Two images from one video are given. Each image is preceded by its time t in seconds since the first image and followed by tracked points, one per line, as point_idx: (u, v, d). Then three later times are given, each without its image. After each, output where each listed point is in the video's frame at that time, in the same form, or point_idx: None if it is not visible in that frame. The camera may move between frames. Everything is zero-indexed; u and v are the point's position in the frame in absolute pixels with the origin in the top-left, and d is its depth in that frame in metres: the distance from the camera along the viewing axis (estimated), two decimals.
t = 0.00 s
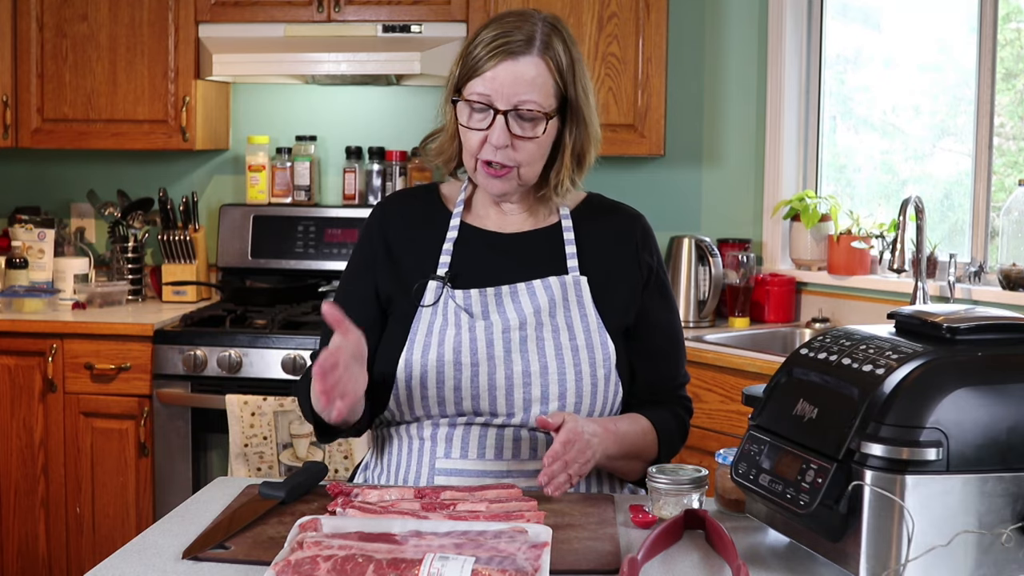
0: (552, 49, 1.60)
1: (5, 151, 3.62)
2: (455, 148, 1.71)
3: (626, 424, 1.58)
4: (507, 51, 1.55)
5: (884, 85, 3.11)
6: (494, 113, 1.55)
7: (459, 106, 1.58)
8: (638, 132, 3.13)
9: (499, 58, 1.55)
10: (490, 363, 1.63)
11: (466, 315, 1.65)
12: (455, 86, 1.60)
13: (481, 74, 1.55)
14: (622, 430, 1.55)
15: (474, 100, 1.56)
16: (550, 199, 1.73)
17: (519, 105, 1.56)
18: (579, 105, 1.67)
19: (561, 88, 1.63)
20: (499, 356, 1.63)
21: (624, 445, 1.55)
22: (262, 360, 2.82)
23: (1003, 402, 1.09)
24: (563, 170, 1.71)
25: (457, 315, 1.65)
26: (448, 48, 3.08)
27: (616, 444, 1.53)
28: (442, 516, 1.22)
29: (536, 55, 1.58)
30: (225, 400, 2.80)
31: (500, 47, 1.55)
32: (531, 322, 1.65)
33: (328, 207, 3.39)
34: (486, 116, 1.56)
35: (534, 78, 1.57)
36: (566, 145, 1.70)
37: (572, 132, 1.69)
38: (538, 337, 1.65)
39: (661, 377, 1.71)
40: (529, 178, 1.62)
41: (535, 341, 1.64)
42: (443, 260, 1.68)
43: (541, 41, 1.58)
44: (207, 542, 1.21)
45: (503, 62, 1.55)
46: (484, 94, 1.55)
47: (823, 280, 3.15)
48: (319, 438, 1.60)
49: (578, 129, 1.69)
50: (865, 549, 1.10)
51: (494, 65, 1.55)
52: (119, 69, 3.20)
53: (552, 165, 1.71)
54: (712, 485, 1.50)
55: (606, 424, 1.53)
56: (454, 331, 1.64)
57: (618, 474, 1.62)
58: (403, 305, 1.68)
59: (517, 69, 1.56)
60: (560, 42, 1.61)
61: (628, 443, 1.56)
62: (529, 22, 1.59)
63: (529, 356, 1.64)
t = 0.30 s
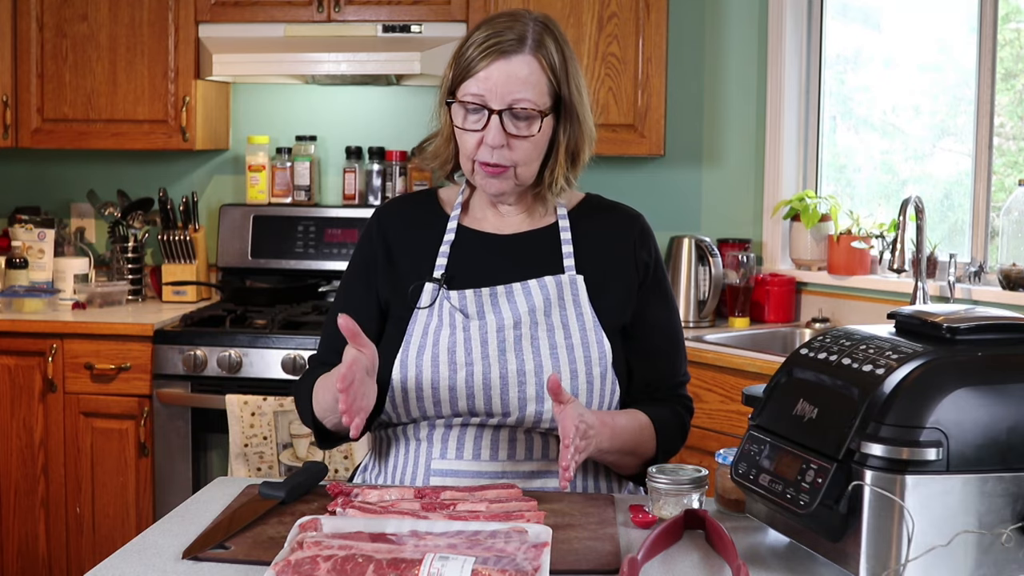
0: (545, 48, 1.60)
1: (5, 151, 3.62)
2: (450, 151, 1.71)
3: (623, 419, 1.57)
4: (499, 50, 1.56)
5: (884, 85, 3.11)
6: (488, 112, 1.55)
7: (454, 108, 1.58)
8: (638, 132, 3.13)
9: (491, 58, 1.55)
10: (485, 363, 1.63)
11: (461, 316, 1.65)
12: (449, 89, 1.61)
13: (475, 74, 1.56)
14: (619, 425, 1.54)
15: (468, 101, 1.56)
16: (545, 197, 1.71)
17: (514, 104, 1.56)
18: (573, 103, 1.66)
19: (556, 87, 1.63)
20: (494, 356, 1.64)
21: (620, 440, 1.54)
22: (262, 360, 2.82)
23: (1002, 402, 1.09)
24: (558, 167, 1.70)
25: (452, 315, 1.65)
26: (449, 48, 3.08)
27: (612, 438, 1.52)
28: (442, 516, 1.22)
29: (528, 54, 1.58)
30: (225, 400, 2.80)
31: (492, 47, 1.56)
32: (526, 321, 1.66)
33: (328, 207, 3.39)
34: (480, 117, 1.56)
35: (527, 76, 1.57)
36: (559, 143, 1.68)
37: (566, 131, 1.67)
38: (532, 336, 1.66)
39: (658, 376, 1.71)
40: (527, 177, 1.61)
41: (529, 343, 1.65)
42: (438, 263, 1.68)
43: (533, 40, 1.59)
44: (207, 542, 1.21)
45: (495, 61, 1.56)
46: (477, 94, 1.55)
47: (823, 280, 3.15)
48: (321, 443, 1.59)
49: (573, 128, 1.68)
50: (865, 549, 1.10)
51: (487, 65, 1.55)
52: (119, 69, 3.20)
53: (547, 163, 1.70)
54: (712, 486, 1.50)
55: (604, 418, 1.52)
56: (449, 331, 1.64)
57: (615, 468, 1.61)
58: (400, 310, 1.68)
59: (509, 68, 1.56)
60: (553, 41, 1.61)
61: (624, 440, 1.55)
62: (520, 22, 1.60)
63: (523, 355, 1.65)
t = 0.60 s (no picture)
0: (514, 31, 1.60)
1: (5, 151, 3.62)
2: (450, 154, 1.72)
3: (628, 415, 1.56)
4: (467, 41, 1.58)
5: (884, 85, 3.11)
6: (468, 102, 1.56)
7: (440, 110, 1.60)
8: (638, 132, 3.13)
9: (461, 50, 1.57)
10: (489, 364, 1.63)
11: (467, 316, 1.65)
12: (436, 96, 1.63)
13: (449, 71, 1.58)
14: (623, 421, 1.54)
15: (448, 96, 1.57)
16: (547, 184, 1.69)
17: (491, 87, 1.56)
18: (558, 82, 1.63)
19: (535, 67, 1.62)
20: (499, 357, 1.64)
21: (623, 435, 1.53)
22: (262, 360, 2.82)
23: (1002, 402, 1.09)
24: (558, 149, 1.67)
25: (457, 315, 1.65)
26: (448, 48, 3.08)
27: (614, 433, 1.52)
28: (442, 516, 1.22)
29: (496, 38, 1.59)
30: (225, 400, 2.80)
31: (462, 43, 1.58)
32: (533, 323, 1.65)
33: (328, 207, 3.39)
34: (463, 109, 1.56)
35: (500, 59, 1.57)
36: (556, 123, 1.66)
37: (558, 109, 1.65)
38: (538, 339, 1.65)
39: (661, 378, 1.71)
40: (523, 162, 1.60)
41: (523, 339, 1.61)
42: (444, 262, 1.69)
43: (501, 26, 1.59)
44: (207, 542, 1.21)
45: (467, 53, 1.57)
46: (455, 88, 1.56)
47: (823, 280, 3.15)
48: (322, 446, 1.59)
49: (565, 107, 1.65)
50: (865, 549, 1.10)
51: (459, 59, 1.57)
52: (119, 69, 3.20)
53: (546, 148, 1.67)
54: (712, 486, 1.50)
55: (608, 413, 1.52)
56: (454, 331, 1.65)
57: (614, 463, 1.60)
58: (404, 306, 1.70)
59: (478, 53, 1.57)
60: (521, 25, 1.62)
61: (625, 436, 1.54)
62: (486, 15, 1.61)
63: (529, 358, 1.64)
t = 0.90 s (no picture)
0: (510, 55, 1.58)
1: (5, 151, 3.62)
2: (433, 163, 1.73)
3: (620, 427, 1.58)
4: (463, 65, 1.55)
5: (884, 85, 3.11)
6: (463, 130, 1.55)
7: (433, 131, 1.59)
8: (638, 132, 3.13)
9: (457, 75, 1.55)
10: (482, 364, 1.63)
11: (459, 318, 1.65)
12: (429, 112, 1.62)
13: (444, 95, 1.56)
14: (614, 434, 1.55)
15: (441, 122, 1.56)
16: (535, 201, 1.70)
17: (486, 116, 1.55)
18: (549, 104, 1.62)
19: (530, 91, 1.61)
20: (492, 357, 1.64)
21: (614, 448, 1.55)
22: (262, 360, 2.82)
23: (1003, 402, 1.09)
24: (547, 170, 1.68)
25: (450, 317, 1.65)
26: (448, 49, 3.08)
27: (606, 445, 1.53)
28: (442, 516, 1.22)
29: (493, 64, 1.57)
30: (225, 400, 2.80)
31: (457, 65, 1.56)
32: (525, 324, 1.65)
33: (328, 207, 3.39)
34: (457, 135, 1.55)
35: (496, 86, 1.56)
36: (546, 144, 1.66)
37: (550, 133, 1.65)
38: (531, 339, 1.65)
39: (656, 382, 1.71)
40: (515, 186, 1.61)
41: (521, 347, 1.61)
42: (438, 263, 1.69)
43: (496, 50, 1.57)
44: (207, 542, 1.21)
45: (461, 78, 1.55)
46: (449, 114, 1.55)
47: (823, 280, 3.15)
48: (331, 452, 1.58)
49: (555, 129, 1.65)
50: (865, 549, 1.10)
51: (454, 83, 1.55)
52: (119, 69, 3.20)
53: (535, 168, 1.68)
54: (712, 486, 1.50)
55: (598, 426, 1.53)
56: (447, 333, 1.64)
57: (609, 475, 1.62)
58: (396, 309, 1.69)
59: (475, 81, 1.55)
60: (517, 48, 1.59)
61: (619, 448, 1.56)
62: (481, 35, 1.59)
63: (521, 358, 1.64)
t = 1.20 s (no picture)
0: (512, 49, 1.58)
1: (5, 151, 3.62)
2: (428, 163, 1.73)
3: (614, 431, 1.57)
4: (467, 57, 1.55)
5: (884, 85, 3.11)
6: (464, 122, 1.55)
7: (432, 122, 1.58)
8: (638, 132, 3.13)
9: (461, 66, 1.55)
10: (478, 368, 1.63)
11: (454, 321, 1.65)
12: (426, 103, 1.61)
13: (446, 86, 1.56)
14: (609, 438, 1.55)
15: (442, 113, 1.56)
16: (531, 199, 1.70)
17: (487, 109, 1.55)
18: (550, 99, 1.63)
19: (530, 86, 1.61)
20: (487, 361, 1.64)
21: (608, 453, 1.55)
22: (262, 360, 2.82)
23: (1002, 402, 1.09)
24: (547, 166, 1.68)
25: (445, 320, 1.65)
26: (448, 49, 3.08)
27: (601, 451, 1.53)
28: (442, 516, 1.22)
29: (496, 57, 1.57)
30: (225, 400, 2.80)
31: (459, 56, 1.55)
32: (520, 327, 1.65)
33: (328, 207, 3.39)
34: (457, 127, 1.55)
35: (497, 79, 1.56)
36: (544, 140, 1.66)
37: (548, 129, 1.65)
38: (527, 342, 1.65)
39: (652, 382, 1.71)
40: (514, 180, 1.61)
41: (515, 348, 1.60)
42: (433, 266, 1.68)
43: (500, 43, 1.58)
44: (207, 542, 1.21)
45: (463, 69, 1.55)
46: (451, 106, 1.55)
47: (823, 280, 3.15)
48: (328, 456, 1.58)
49: (554, 124, 1.65)
50: (865, 549, 1.10)
51: (455, 74, 1.55)
52: (119, 69, 3.20)
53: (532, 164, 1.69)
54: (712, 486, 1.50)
55: (593, 430, 1.53)
56: (441, 337, 1.64)
57: (607, 479, 1.62)
58: (390, 312, 1.69)
59: (478, 74, 1.55)
60: (520, 41, 1.60)
61: (613, 452, 1.56)
62: (484, 27, 1.59)
63: (517, 362, 1.64)
